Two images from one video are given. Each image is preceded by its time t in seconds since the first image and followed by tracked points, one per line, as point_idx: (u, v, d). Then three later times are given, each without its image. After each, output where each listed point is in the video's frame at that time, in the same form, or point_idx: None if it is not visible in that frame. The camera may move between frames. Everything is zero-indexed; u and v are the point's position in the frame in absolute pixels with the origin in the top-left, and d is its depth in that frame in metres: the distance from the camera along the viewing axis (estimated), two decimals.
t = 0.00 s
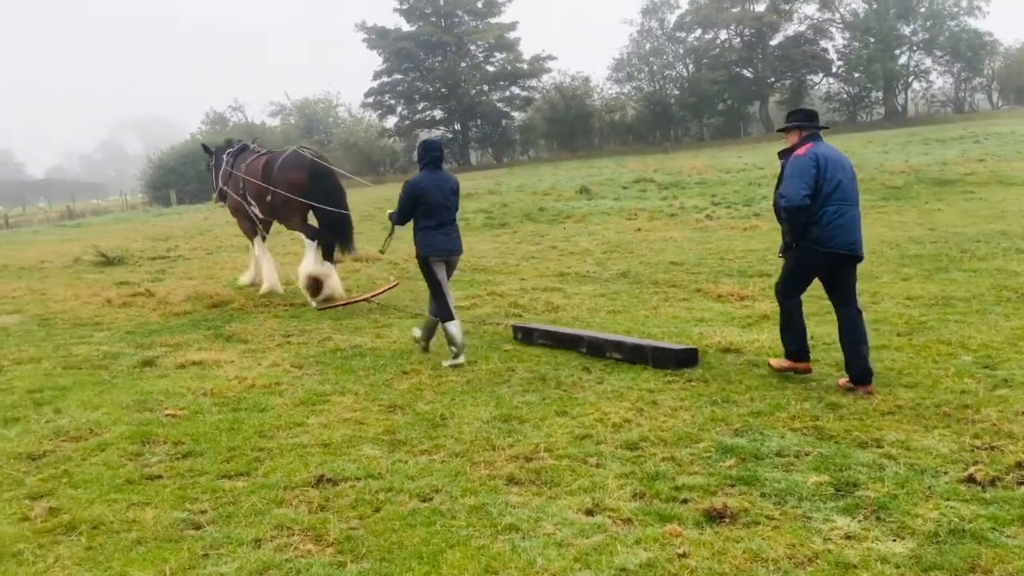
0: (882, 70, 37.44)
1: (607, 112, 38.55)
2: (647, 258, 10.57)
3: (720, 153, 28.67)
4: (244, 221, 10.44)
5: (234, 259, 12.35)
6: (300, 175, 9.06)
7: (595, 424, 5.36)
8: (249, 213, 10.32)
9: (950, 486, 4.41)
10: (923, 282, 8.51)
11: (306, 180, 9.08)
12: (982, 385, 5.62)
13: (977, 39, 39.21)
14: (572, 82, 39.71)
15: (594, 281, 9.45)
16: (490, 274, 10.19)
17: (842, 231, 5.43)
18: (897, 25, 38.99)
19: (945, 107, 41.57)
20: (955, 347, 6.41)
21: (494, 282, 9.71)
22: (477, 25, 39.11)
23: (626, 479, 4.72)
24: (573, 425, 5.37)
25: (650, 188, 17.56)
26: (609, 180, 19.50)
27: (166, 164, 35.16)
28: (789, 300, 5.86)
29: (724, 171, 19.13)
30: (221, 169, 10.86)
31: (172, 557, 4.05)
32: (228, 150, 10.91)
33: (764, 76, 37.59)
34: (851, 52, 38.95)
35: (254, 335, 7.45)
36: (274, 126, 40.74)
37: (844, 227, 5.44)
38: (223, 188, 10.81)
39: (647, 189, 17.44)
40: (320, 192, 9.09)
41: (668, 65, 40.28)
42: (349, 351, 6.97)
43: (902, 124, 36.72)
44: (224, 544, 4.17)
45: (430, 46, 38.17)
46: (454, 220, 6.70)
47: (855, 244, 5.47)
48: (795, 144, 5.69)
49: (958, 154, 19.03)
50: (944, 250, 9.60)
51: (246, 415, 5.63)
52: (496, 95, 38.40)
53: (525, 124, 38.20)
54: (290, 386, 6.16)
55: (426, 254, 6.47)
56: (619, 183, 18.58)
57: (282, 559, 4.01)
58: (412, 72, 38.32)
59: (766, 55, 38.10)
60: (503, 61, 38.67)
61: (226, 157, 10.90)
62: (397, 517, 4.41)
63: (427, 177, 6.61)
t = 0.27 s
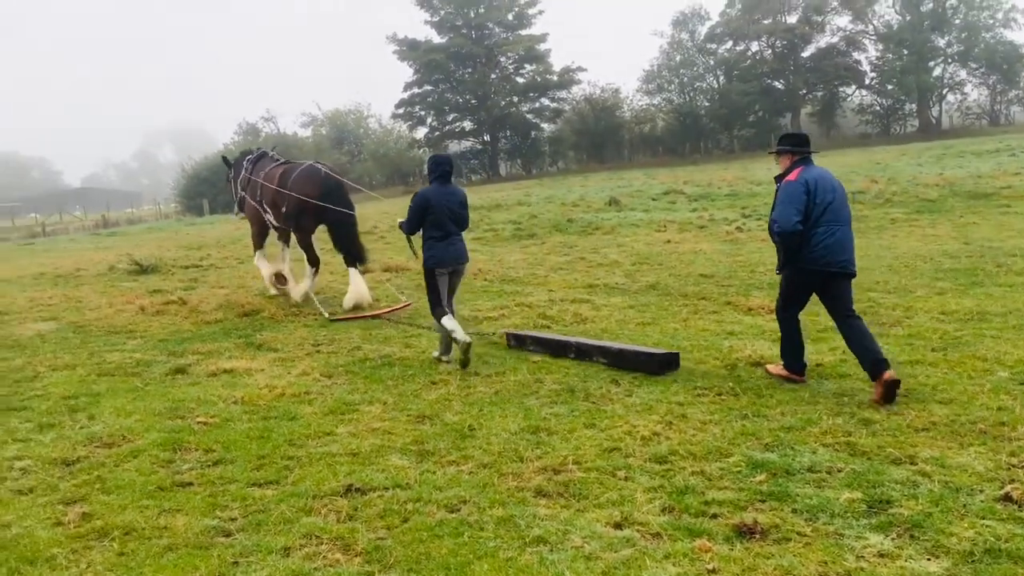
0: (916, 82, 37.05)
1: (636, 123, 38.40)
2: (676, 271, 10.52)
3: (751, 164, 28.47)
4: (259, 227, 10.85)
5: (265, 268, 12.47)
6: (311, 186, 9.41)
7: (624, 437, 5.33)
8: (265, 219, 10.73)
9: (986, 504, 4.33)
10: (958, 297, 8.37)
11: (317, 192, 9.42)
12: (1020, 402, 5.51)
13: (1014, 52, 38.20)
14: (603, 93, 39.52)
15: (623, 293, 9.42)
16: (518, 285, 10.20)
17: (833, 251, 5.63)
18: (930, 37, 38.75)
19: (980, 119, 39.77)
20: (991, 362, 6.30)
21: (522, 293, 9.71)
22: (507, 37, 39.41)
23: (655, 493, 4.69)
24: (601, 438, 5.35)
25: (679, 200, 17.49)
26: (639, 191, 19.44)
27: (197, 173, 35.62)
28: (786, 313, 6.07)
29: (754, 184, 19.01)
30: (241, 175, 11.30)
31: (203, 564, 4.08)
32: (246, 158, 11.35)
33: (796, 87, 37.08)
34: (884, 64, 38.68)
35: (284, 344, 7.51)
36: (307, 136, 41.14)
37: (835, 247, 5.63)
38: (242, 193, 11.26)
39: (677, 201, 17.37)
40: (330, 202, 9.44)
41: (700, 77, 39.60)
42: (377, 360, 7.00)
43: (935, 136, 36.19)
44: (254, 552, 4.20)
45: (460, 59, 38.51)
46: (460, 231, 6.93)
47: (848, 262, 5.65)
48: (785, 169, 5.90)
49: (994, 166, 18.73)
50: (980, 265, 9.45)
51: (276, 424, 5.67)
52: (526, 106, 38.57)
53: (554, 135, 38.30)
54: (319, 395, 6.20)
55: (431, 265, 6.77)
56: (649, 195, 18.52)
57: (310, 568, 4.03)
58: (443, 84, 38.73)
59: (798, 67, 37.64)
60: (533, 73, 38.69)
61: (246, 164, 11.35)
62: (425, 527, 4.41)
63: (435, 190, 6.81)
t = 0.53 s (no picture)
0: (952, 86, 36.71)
1: (667, 129, 38.28)
2: (707, 277, 10.46)
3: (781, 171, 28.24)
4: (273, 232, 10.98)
5: (296, 273, 12.59)
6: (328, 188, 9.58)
7: (655, 444, 5.31)
8: (280, 224, 10.94)
9: None
10: (996, 304, 8.23)
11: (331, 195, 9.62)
12: None
13: None
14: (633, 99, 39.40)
15: (653, 299, 9.39)
16: (548, 290, 10.19)
17: (830, 242, 5.82)
18: (967, 41, 38.30)
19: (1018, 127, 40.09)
20: None
21: (551, 298, 9.71)
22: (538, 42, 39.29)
23: (686, 500, 4.67)
24: (631, 444, 5.33)
25: (710, 206, 17.39)
26: (669, 198, 19.35)
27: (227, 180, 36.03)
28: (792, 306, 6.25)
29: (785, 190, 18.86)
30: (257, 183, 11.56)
31: (235, 565, 4.12)
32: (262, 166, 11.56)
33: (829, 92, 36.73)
34: (919, 69, 38.24)
35: (315, 348, 7.57)
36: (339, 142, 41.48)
37: (831, 238, 5.83)
38: (257, 201, 11.50)
39: (707, 208, 17.27)
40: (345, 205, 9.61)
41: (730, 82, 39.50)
42: (407, 365, 7.04)
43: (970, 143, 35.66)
44: (286, 553, 4.24)
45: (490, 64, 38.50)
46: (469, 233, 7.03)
47: (843, 253, 5.85)
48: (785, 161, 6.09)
49: None
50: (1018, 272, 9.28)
51: (307, 427, 5.72)
52: (555, 112, 38.60)
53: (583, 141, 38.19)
54: (350, 398, 6.24)
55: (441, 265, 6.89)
56: (680, 201, 18.43)
57: (341, 570, 4.05)
58: (473, 90, 38.82)
59: (831, 71, 37.33)
60: (563, 79, 38.75)
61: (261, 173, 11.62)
62: (454, 531, 4.42)
63: (446, 193, 6.96)
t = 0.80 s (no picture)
0: (989, 83, 36.06)
1: (698, 127, 38.00)
2: (740, 276, 10.38)
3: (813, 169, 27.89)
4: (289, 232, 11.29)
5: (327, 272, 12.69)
6: (343, 190, 9.89)
7: (687, 443, 5.28)
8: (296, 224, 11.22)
9: None
10: None
11: (347, 197, 9.88)
12: None
13: None
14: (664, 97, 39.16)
15: (685, 298, 9.34)
16: (578, 289, 10.18)
17: (835, 245, 5.97)
18: (1005, 36, 37.61)
19: None
20: None
21: (582, 297, 9.70)
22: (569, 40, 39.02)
23: (719, 500, 4.63)
24: (663, 443, 5.31)
25: (742, 205, 17.26)
26: (701, 196, 19.22)
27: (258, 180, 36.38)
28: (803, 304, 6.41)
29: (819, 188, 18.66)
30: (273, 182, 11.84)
31: (269, 562, 4.15)
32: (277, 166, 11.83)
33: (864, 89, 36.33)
34: (955, 64, 37.61)
35: (347, 347, 7.62)
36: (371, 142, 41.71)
37: (836, 241, 5.98)
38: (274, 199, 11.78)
39: (739, 206, 17.15)
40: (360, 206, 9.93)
41: (763, 79, 38.79)
42: (438, 363, 7.06)
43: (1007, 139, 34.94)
44: (319, 549, 4.27)
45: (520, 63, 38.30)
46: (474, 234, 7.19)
47: (850, 255, 5.99)
48: (792, 167, 6.26)
49: None
50: None
51: (339, 425, 5.76)
52: (586, 110, 38.53)
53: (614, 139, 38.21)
54: (382, 397, 6.28)
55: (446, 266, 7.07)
56: (711, 199, 18.30)
57: (374, 568, 4.08)
58: (503, 88, 38.69)
59: (866, 68, 37.02)
60: (593, 77, 38.67)
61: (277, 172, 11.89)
62: (486, 530, 4.43)
63: (451, 197, 7.10)
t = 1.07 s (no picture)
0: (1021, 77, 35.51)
1: (724, 123, 37.73)
2: (766, 273, 10.31)
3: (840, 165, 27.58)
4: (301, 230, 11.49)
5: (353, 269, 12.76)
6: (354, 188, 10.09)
7: (713, 441, 5.26)
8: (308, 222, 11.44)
9: None
10: None
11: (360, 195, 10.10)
12: None
13: None
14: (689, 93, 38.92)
15: (712, 295, 9.29)
16: (603, 286, 10.16)
17: (832, 236, 6.18)
18: None
19: None
20: None
21: (606, 294, 9.68)
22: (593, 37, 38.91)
23: (746, 498, 4.60)
24: (689, 441, 5.29)
25: (769, 201, 17.14)
26: (727, 192, 19.09)
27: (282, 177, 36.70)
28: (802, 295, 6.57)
29: (847, 184, 18.47)
30: (285, 182, 12.04)
31: (297, 557, 4.17)
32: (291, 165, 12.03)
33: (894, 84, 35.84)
34: (986, 58, 37.04)
35: (373, 343, 7.66)
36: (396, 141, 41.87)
37: (833, 232, 6.18)
38: (285, 198, 11.99)
39: (765, 203, 17.02)
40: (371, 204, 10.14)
41: (790, 74, 38.62)
42: (463, 360, 7.08)
43: None
44: (345, 545, 4.29)
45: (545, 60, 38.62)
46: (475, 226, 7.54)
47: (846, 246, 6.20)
48: (792, 162, 6.47)
49: None
50: None
51: (365, 421, 5.79)
52: (611, 107, 38.48)
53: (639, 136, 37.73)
54: (408, 393, 6.30)
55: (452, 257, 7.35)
56: (737, 196, 18.17)
57: (400, 563, 4.09)
58: (528, 85, 38.86)
59: (895, 63, 36.62)
60: (618, 74, 38.55)
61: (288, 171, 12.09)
62: (511, 527, 4.43)
63: (450, 191, 7.47)
